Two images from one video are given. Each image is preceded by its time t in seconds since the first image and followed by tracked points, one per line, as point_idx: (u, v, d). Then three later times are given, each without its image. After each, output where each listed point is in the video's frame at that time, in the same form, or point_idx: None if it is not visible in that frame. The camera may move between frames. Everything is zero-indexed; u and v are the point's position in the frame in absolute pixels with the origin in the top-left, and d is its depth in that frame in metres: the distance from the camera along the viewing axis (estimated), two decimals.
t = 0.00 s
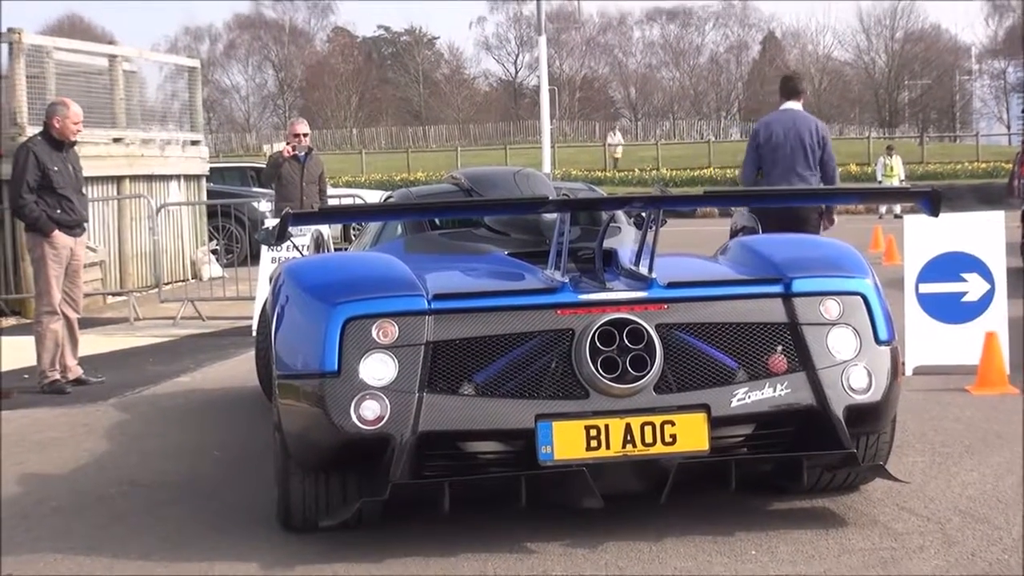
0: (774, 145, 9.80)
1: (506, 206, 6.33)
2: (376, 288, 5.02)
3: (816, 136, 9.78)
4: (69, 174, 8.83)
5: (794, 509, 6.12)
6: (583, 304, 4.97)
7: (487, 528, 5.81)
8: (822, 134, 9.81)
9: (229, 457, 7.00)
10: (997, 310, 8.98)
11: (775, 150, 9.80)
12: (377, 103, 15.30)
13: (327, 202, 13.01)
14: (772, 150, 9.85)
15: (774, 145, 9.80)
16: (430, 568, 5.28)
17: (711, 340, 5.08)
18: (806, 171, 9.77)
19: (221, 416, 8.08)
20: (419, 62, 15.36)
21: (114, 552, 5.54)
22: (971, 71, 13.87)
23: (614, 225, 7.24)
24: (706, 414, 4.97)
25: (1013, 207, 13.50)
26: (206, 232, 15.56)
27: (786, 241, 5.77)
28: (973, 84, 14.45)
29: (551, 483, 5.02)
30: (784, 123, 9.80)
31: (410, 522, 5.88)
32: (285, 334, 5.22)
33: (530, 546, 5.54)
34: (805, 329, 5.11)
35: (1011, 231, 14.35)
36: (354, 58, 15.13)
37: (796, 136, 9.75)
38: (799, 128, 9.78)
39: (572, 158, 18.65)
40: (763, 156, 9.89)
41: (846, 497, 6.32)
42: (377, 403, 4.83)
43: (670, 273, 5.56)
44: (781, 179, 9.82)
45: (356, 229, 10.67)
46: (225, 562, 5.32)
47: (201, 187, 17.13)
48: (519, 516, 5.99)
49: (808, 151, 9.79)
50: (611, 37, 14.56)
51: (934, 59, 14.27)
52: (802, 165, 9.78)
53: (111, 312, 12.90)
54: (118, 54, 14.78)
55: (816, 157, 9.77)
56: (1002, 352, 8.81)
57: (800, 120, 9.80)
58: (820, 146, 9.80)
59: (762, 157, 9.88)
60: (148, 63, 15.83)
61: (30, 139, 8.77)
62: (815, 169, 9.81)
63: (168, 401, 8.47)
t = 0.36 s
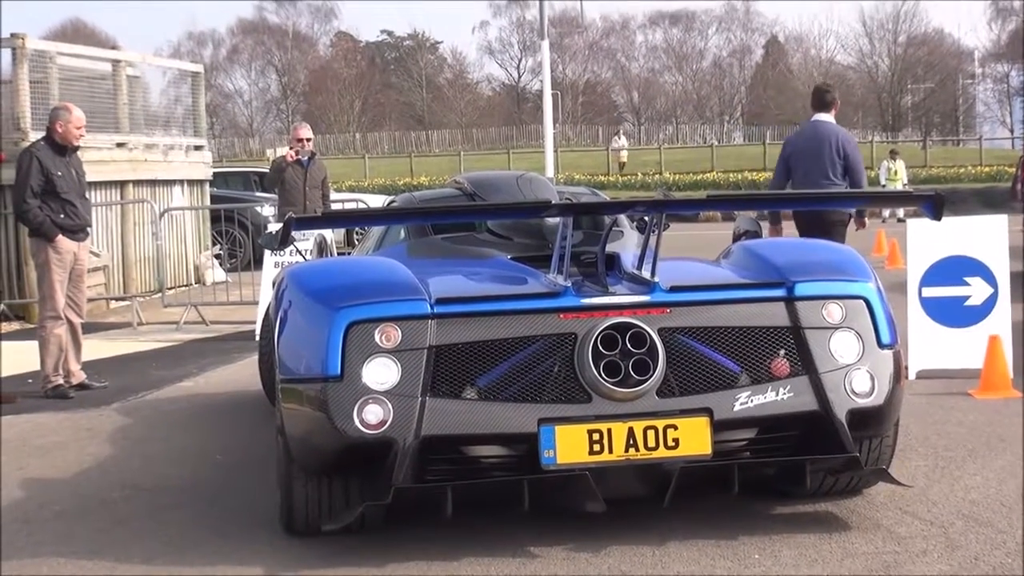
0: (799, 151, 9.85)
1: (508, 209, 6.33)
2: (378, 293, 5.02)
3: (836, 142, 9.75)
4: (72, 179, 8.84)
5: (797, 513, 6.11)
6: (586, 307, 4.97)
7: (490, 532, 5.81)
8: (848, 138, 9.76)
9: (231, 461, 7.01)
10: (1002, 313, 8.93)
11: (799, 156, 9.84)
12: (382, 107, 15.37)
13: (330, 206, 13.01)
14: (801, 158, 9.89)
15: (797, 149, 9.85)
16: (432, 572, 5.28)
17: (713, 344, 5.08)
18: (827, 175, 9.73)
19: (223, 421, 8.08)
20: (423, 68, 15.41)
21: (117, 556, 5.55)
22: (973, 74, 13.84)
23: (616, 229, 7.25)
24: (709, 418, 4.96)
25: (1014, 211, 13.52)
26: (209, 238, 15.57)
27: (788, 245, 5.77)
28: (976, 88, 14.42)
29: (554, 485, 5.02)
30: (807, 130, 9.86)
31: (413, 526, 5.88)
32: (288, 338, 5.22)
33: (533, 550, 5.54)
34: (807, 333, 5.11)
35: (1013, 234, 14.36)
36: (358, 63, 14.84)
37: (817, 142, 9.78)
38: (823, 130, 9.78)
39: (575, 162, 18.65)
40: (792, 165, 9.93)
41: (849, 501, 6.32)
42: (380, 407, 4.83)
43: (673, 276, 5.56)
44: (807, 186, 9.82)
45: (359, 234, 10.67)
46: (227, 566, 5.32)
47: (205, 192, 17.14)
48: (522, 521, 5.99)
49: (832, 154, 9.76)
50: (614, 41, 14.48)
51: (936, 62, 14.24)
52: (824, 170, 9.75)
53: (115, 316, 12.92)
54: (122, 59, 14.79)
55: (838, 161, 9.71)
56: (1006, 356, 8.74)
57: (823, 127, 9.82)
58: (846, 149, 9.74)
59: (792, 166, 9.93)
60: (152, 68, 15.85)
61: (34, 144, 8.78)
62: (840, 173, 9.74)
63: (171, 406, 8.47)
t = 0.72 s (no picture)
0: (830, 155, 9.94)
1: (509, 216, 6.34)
2: (379, 297, 5.03)
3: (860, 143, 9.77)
4: (75, 183, 8.85)
5: (799, 518, 6.10)
6: (586, 311, 4.97)
7: (492, 535, 5.80)
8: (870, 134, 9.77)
9: (233, 465, 7.01)
10: (1004, 318, 8.93)
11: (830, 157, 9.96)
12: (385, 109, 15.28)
13: (332, 210, 13.00)
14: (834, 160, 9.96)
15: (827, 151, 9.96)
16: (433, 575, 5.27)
17: (713, 349, 5.08)
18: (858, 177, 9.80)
19: (225, 425, 8.08)
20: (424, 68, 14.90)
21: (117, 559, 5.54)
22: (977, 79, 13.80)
23: (618, 234, 7.24)
24: (708, 422, 4.96)
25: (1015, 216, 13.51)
26: (211, 241, 15.58)
27: (788, 250, 5.77)
28: (980, 93, 14.36)
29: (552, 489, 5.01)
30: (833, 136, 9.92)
31: (414, 529, 5.87)
32: (289, 342, 5.23)
33: (535, 553, 5.53)
34: (806, 337, 5.10)
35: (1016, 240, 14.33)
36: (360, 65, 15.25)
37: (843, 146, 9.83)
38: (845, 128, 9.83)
39: (578, 166, 18.60)
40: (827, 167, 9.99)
41: (851, 506, 6.30)
42: (380, 410, 4.83)
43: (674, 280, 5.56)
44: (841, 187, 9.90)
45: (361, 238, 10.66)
46: (228, 569, 5.31)
47: (207, 196, 17.11)
48: (523, 524, 5.98)
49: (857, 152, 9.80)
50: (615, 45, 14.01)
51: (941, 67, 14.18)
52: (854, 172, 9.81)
53: (117, 319, 12.90)
54: (124, 62, 14.77)
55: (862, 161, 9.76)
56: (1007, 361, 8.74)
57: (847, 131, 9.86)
58: (868, 145, 9.72)
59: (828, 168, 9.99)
60: (155, 71, 15.82)
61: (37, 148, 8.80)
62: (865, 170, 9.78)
63: (172, 410, 8.46)
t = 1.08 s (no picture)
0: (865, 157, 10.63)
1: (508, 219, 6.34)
2: (378, 299, 5.03)
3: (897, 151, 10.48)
4: (76, 187, 8.86)
5: (802, 522, 6.10)
6: (580, 314, 4.98)
7: (495, 538, 5.79)
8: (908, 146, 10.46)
9: (236, 468, 7.00)
10: (1008, 321, 8.97)
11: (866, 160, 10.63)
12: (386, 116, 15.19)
13: (335, 215, 13.02)
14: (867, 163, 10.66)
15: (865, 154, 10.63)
16: None
17: (706, 350, 5.07)
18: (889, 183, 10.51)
19: (227, 429, 8.07)
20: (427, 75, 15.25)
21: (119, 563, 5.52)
22: (978, 83, 13.82)
23: (619, 238, 7.23)
24: (701, 422, 4.95)
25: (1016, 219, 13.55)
26: (213, 245, 15.58)
27: (785, 253, 5.76)
28: (980, 98, 14.41)
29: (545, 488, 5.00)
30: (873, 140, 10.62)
31: (417, 533, 5.86)
32: (290, 344, 5.24)
33: (537, 556, 5.51)
34: (797, 339, 5.09)
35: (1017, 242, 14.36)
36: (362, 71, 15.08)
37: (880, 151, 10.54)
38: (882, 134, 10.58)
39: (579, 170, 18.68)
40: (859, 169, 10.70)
41: (855, 511, 6.30)
42: (377, 410, 4.84)
43: (669, 283, 5.56)
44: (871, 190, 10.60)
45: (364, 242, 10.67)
46: (230, 573, 5.30)
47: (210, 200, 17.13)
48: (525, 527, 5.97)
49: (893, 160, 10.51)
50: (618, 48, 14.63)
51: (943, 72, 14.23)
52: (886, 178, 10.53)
53: (120, 324, 12.90)
54: (127, 67, 14.76)
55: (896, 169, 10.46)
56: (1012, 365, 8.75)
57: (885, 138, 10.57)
58: (905, 154, 10.44)
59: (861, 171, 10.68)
60: (157, 76, 15.83)
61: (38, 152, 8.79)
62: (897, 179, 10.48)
63: (175, 415, 8.46)
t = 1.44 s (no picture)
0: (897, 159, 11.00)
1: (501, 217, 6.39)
2: (373, 298, 5.09)
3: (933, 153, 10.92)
4: (78, 191, 8.86)
5: (804, 527, 6.09)
6: (568, 314, 5.03)
7: (496, 542, 5.78)
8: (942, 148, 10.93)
9: (238, 474, 7.00)
10: (1008, 326, 8.92)
11: (897, 161, 11.00)
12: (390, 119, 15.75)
13: (337, 218, 13.03)
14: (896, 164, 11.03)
15: (897, 155, 10.99)
16: None
17: (692, 349, 5.11)
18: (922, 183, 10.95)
19: (229, 433, 8.07)
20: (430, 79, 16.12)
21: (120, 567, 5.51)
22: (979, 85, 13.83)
23: (618, 240, 7.22)
24: (685, 420, 5.00)
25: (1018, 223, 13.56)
26: (216, 249, 15.59)
27: (777, 254, 5.78)
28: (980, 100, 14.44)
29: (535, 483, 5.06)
30: (904, 141, 10.97)
31: (419, 537, 5.86)
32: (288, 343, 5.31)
33: (539, 560, 5.51)
34: (781, 339, 5.12)
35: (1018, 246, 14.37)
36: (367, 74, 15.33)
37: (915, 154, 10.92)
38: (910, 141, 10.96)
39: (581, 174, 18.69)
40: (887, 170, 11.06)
41: (857, 515, 6.30)
42: (371, 407, 4.91)
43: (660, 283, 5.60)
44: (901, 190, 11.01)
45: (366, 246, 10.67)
46: None
47: (211, 203, 17.13)
48: (527, 531, 5.96)
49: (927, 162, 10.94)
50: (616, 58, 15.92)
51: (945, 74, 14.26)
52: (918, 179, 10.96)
53: (121, 328, 12.89)
54: (129, 70, 14.76)
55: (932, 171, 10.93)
56: (1012, 369, 8.71)
57: (918, 140, 10.95)
58: (941, 156, 10.91)
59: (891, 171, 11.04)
60: (159, 79, 15.83)
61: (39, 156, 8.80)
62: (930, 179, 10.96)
63: (176, 418, 8.46)
